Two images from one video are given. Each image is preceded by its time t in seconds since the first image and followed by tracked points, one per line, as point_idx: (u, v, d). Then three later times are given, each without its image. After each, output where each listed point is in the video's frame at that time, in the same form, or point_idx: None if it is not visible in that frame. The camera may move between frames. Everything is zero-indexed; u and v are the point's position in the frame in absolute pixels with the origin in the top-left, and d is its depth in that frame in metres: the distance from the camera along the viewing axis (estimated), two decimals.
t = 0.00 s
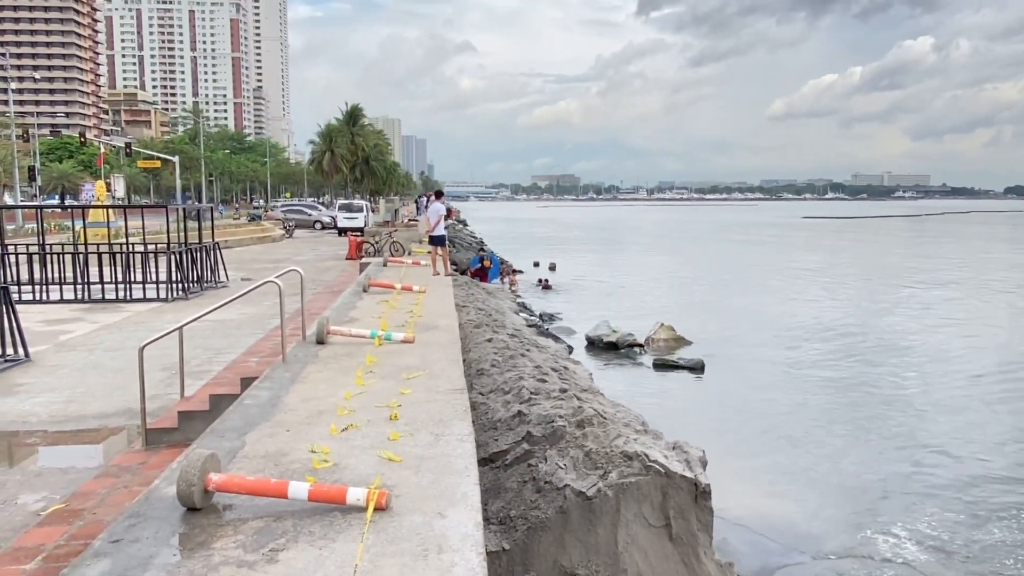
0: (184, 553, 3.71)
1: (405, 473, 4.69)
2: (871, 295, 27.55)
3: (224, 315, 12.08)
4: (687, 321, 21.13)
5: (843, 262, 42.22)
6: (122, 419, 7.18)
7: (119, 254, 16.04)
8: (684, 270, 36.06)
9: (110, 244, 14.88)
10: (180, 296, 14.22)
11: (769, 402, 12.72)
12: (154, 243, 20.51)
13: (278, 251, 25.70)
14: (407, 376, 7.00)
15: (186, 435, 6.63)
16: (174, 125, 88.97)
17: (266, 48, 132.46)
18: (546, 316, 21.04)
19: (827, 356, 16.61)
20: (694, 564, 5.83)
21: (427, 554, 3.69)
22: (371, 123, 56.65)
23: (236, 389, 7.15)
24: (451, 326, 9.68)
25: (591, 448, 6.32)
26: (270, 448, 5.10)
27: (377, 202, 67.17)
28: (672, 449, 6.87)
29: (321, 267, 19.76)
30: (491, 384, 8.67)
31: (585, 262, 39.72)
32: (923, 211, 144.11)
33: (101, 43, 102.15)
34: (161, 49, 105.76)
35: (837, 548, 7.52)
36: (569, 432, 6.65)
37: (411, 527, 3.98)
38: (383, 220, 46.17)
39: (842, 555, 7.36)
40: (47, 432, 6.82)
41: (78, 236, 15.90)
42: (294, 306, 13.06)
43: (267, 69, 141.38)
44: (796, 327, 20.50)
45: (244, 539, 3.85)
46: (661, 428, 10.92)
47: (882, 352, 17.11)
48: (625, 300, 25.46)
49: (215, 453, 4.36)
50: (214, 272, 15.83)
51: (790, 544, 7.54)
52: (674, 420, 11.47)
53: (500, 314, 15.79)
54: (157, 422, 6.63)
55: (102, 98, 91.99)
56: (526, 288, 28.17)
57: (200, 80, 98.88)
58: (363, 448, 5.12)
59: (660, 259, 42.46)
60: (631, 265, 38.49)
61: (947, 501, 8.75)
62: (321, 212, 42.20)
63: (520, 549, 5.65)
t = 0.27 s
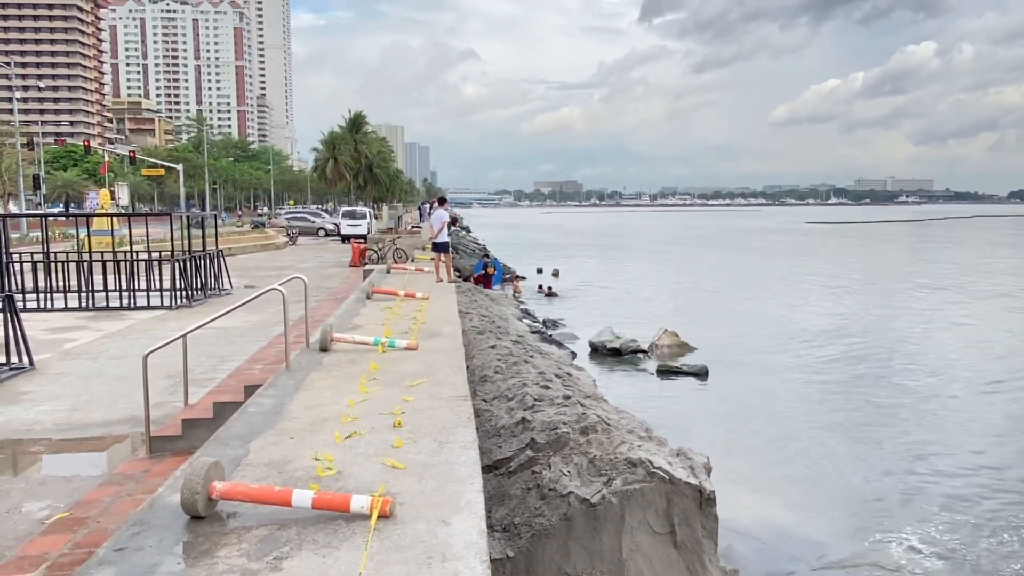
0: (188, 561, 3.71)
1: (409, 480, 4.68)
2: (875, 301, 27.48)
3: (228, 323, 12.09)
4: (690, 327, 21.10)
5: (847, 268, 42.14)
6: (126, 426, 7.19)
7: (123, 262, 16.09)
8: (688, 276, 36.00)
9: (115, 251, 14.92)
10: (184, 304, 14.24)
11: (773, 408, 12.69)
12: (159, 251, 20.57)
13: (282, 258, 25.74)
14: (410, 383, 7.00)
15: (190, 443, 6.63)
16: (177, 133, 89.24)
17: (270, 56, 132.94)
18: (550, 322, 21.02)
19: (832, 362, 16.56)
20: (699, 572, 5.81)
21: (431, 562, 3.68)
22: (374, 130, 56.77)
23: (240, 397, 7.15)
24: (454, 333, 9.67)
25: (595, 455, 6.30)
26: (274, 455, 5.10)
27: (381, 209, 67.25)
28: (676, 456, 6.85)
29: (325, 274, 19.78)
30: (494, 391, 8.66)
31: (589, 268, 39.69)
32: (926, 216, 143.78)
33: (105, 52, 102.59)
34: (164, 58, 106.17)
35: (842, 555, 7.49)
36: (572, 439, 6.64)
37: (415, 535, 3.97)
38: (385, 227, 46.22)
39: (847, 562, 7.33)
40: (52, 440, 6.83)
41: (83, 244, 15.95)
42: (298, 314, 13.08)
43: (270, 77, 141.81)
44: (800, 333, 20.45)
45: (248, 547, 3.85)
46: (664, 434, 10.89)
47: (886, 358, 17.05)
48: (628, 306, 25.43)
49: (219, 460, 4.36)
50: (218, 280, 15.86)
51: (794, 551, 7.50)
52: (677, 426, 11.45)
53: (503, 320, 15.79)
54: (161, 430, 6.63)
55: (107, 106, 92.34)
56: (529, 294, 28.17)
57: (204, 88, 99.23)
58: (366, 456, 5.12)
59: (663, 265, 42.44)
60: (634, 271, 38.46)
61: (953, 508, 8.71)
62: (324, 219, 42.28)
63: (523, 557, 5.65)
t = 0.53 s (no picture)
0: (192, 571, 3.70)
1: (414, 490, 4.67)
2: (882, 308, 27.40)
3: (233, 331, 12.11)
4: (696, 334, 21.04)
5: (853, 274, 42.00)
6: (132, 436, 7.20)
7: (129, 271, 16.13)
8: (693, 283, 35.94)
9: (120, 261, 14.96)
10: (189, 313, 14.27)
11: (779, 415, 12.65)
12: (164, 260, 20.63)
13: (287, 267, 25.77)
14: (415, 392, 7.00)
15: (195, 452, 6.63)
16: (183, 142, 89.58)
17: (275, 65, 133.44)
18: (555, 330, 21.01)
19: (838, 369, 16.51)
20: None
21: (435, 572, 3.66)
22: (379, 139, 56.89)
23: (245, 406, 7.16)
24: (459, 341, 9.67)
25: (601, 463, 6.28)
26: (279, 464, 5.10)
27: (386, 217, 67.34)
28: (682, 464, 6.82)
29: (330, 283, 19.80)
30: (499, 399, 8.65)
31: (594, 276, 39.67)
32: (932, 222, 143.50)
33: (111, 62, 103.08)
34: (170, 68, 106.69)
35: (849, 564, 7.45)
36: (578, 447, 6.62)
37: (420, 544, 3.96)
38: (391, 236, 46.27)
39: (854, 571, 7.28)
40: (58, 450, 6.84)
41: (89, 254, 16.00)
42: (303, 322, 13.09)
43: (275, 87, 142.32)
44: (807, 340, 20.37)
45: (253, 557, 3.84)
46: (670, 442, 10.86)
47: (894, 365, 16.97)
48: (634, 314, 25.38)
49: (225, 470, 4.36)
50: (224, 289, 15.89)
51: (801, 559, 7.47)
52: (683, 434, 11.41)
53: (508, 328, 15.79)
54: (166, 439, 6.64)
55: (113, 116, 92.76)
56: (534, 302, 28.14)
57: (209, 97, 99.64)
58: (371, 465, 5.11)
59: (669, 272, 42.34)
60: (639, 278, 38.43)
61: (961, 516, 8.65)
62: (329, 227, 42.35)
63: (529, 566, 5.65)
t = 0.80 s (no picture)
0: None
1: (419, 496, 4.67)
2: (887, 312, 27.34)
3: (237, 338, 12.12)
4: (701, 339, 21.01)
5: (859, 279, 41.91)
6: (136, 442, 7.21)
7: (133, 278, 16.17)
8: (697, 288, 35.90)
9: (125, 267, 15.00)
10: (194, 319, 14.28)
11: (784, 420, 12.62)
12: (169, 267, 20.68)
13: (291, 273, 25.81)
14: (419, 398, 7.00)
15: (200, 459, 6.63)
16: (187, 149, 89.87)
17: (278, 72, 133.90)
18: (559, 335, 21.00)
19: (843, 374, 16.47)
20: None
21: None
22: (383, 144, 56.96)
23: (249, 413, 7.16)
24: (463, 347, 9.67)
25: (605, 469, 6.27)
26: (284, 471, 5.11)
27: (389, 223, 67.43)
28: (687, 470, 6.81)
29: (333, 289, 19.81)
30: (503, 405, 8.65)
31: (598, 281, 39.66)
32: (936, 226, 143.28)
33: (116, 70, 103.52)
34: (175, 75, 107.04)
35: (855, 569, 7.42)
36: (582, 453, 6.61)
37: (424, 551, 3.96)
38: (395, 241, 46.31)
39: None
40: (63, 457, 6.85)
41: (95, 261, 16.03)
42: (308, 329, 13.10)
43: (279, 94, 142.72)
44: (812, 344, 20.32)
45: (258, 564, 3.84)
46: (675, 447, 10.85)
47: (900, 370, 16.89)
48: (639, 318, 25.34)
49: (229, 476, 4.37)
50: (228, 295, 15.92)
51: (807, 565, 7.44)
52: (688, 439, 11.39)
53: (512, 334, 15.79)
54: (171, 446, 6.65)
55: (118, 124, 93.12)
56: (539, 307, 28.13)
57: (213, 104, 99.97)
58: (376, 471, 5.12)
59: (673, 277, 42.29)
60: (643, 283, 38.41)
61: (968, 521, 8.61)
62: (333, 234, 42.42)
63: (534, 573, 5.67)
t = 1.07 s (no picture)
0: None
1: (426, 503, 4.66)
2: (895, 317, 27.24)
3: (244, 345, 12.14)
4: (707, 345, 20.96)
5: (865, 284, 41.81)
6: (143, 450, 7.22)
7: (141, 285, 16.22)
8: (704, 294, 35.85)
9: (133, 275, 15.04)
10: (201, 327, 14.31)
11: (792, 427, 12.58)
12: (176, 274, 20.74)
13: (297, 280, 25.85)
14: (426, 405, 7.00)
15: (206, 467, 6.64)
16: (194, 157, 90.22)
17: (284, 80, 134.43)
18: (565, 342, 20.98)
19: (851, 379, 16.40)
20: None
21: None
22: (388, 152, 57.10)
23: (256, 420, 7.17)
24: (469, 354, 9.65)
25: (612, 475, 6.25)
26: (290, 478, 5.11)
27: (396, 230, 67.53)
28: (694, 477, 6.78)
29: (340, 296, 19.84)
30: (509, 412, 8.64)
31: (604, 287, 39.63)
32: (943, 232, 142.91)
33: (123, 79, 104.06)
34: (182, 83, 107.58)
35: None
36: (589, 460, 6.59)
37: (431, 559, 3.95)
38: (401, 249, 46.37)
39: None
40: (70, 464, 6.86)
41: (102, 269, 16.09)
42: (314, 336, 13.11)
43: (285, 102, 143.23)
44: (819, 350, 20.25)
45: (265, 571, 3.84)
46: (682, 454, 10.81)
47: (908, 376, 16.81)
48: (644, 325, 25.30)
49: (237, 484, 4.37)
50: (235, 302, 15.96)
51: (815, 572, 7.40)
52: (695, 446, 11.36)
53: (518, 340, 15.78)
54: (178, 453, 6.66)
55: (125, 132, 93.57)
56: (545, 314, 28.11)
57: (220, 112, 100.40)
58: (382, 478, 5.11)
59: (680, 283, 42.25)
60: (650, 290, 38.37)
61: (978, 528, 8.55)
62: (339, 241, 42.50)
63: None
